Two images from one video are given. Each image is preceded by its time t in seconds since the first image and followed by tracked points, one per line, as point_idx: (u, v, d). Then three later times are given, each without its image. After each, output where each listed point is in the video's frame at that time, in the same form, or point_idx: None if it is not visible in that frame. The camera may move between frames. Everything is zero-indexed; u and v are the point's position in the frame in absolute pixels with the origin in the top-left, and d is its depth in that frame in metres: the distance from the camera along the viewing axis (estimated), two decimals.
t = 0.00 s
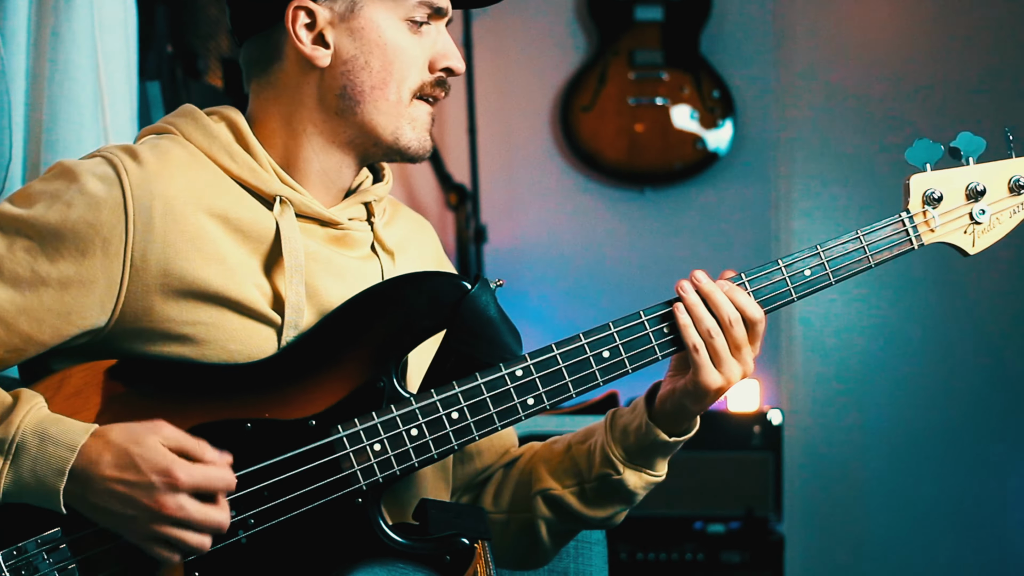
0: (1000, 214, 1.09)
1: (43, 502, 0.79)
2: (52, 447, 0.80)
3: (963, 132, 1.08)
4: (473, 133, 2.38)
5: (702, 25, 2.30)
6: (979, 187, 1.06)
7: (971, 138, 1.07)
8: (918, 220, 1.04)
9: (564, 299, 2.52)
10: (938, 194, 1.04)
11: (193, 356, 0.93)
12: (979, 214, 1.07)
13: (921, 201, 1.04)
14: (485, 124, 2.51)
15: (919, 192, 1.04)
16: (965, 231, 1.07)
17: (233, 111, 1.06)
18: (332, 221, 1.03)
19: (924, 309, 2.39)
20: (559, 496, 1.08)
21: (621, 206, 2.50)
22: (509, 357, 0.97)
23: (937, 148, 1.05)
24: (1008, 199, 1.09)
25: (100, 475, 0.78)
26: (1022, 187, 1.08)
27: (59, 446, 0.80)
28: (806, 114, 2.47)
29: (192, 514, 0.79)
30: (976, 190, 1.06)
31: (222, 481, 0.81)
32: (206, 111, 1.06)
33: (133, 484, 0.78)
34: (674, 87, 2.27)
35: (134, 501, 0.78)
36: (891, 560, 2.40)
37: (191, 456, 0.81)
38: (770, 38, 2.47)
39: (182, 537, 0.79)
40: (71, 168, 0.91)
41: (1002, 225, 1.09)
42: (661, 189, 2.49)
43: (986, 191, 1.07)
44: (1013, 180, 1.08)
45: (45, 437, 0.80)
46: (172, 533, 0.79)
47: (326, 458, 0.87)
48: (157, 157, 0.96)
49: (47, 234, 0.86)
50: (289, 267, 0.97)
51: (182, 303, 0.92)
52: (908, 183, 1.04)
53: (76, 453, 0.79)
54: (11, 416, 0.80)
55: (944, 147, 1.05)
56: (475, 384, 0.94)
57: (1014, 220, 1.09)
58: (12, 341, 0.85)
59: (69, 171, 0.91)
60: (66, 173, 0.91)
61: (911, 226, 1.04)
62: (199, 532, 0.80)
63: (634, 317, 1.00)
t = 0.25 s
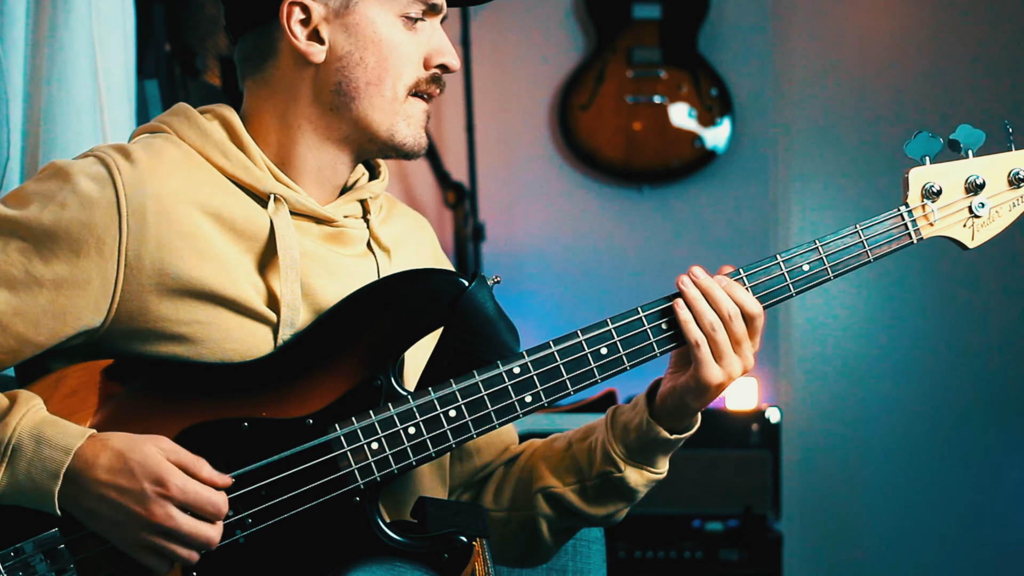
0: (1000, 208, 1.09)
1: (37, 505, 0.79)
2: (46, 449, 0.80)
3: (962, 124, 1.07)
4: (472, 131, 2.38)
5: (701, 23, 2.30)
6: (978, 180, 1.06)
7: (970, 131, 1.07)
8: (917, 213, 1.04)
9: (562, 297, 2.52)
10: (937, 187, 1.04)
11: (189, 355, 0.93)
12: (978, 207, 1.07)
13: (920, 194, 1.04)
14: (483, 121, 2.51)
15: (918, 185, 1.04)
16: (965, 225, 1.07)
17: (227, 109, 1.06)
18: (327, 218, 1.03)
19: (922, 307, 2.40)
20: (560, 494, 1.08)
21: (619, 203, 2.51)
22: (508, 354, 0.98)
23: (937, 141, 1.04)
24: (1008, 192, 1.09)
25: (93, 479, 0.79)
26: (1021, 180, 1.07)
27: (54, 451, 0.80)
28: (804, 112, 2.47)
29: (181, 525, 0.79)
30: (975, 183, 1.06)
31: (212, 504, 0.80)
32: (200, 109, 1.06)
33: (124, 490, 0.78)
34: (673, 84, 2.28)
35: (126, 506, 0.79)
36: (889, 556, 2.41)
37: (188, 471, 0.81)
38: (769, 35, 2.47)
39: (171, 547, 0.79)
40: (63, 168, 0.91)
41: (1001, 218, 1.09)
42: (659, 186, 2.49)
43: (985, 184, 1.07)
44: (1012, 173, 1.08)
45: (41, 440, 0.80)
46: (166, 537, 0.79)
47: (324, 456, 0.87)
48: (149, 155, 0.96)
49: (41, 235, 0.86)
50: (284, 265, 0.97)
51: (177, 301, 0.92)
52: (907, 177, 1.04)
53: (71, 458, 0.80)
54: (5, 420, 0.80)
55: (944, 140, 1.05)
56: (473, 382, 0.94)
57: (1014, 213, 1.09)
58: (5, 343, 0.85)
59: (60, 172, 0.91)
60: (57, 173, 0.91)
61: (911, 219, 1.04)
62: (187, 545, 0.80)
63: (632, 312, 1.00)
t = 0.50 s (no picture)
0: (1003, 205, 1.09)
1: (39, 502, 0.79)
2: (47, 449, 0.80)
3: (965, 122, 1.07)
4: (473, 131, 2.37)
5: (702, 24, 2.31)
6: (981, 177, 1.06)
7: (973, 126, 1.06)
8: (921, 212, 1.04)
9: (563, 297, 2.53)
10: (940, 184, 1.04)
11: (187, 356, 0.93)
12: (981, 204, 1.07)
13: (924, 191, 1.05)
14: (483, 122, 2.51)
15: (921, 183, 1.05)
16: (968, 222, 1.07)
17: (220, 109, 1.05)
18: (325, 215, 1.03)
19: (923, 307, 2.39)
20: (625, 463, 1.05)
21: (620, 203, 2.51)
22: (509, 353, 0.98)
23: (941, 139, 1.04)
24: (1011, 189, 1.09)
25: (90, 480, 0.78)
26: None
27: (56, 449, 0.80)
28: (806, 113, 2.47)
29: (169, 535, 0.78)
30: (978, 181, 1.06)
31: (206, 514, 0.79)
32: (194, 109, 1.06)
33: (119, 493, 0.78)
34: (674, 85, 2.28)
35: (119, 509, 0.78)
36: (890, 557, 2.40)
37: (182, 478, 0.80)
38: (769, 36, 2.48)
39: (154, 558, 0.78)
40: (57, 168, 0.91)
41: (1004, 216, 1.09)
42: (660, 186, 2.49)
43: (989, 182, 1.07)
44: (1016, 170, 1.08)
45: (44, 437, 0.81)
46: (149, 547, 0.78)
47: (327, 456, 0.87)
48: (144, 153, 0.96)
49: (35, 235, 0.86)
50: (280, 265, 0.97)
51: (175, 300, 0.92)
52: (911, 174, 1.04)
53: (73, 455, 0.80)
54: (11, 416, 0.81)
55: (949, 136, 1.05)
56: (476, 380, 0.94)
57: (1016, 212, 1.09)
58: (6, 344, 0.85)
59: (53, 172, 0.91)
60: (51, 173, 0.91)
61: (914, 218, 1.04)
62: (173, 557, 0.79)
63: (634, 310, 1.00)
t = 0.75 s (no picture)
0: (1006, 201, 1.08)
1: (35, 509, 0.79)
2: (42, 451, 0.80)
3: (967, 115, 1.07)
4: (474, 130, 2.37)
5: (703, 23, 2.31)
6: (984, 173, 1.06)
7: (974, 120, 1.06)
8: (922, 209, 1.04)
9: (563, 296, 2.52)
10: (943, 180, 1.04)
11: (191, 355, 0.93)
12: (984, 201, 1.07)
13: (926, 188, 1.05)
14: (484, 121, 2.51)
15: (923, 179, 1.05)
16: (970, 219, 1.07)
17: (222, 108, 1.05)
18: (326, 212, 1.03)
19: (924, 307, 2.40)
20: (622, 463, 1.05)
21: (621, 202, 2.51)
22: (512, 352, 0.99)
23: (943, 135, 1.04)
24: (1014, 185, 1.08)
25: (99, 481, 0.79)
26: None
27: (50, 454, 0.80)
28: (808, 112, 2.47)
29: (191, 519, 0.79)
30: (981, 177, 1.06)
31: (222, 489, 0.81)
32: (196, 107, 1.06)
33: (128, 489, 0.79)
34: (675, 84, 2.27)
35: (134, 506, 0.79)
36: (891, 556, 2.40)
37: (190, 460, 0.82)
38: (771, 34, 2.47)
39: (180, 540, 0.79)
40: (59, 168, 0.91)
41: (1007, 213, 1.08)
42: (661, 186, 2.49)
43: (991, 178, 1.07)
44: (1018, 166, 1.07)
45: (37, 443, 0.80)
46: (169, 540, 0.79)
47: (326, 457, 0.87)
48: (145, 153, 0.96)
49: (39, 236, 0.87)
50: (282, 264, 0.97)
51: (176, 300, 0.92)
52: (913, 169, 1.05)
53: (65, 463, 0.79)
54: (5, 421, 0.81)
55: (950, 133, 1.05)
56: (475, 381, 0.94)
57: (1019, 208, 1.09)
58: (8, 346, 0.85)
59: (56, 172, 0.91)
60: (54, 174, 0.91)
61: (916, 214, 1.04)
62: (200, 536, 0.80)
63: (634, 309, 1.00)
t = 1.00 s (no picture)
0: (1002, 198, 1.08)
1: (31, 513, 0.79)
2: (37, 458, 0.80)
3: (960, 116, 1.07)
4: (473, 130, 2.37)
5: (702, 22, 2.31)
6: (979, 170, 1.06)
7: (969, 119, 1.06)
8: (918, 205, 1.04)
9: (564, 295, 2.52)
10: (937, 177, 1.04)
11: (190, 355, 0.94)
12: (979, 198, 1.07)
13: (921, 185, 1.05)
14: (484, 120, 2.51)
15: (918, 176, 1.05)
16: (965, 216, 1.07)
17: (218, 107, 1.05)
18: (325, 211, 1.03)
19: (923, 305, 2.40)
20: (620, 463, 1.05)
21: (620, 201, 2.51)
22: (510, 350, 0.99)
23: (939, 133, 1.04)
24: (1009, 182, 1.08)
25: (89, 484, 0.78)
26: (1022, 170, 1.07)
27: (46, 461, 0.80)
28: (807, 111, 2.47)
29: (176, 534, 0.78)
30: (976, 174, 1.06)
31: (211, 507, 0.80)
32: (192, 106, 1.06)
33: (121, 496, 0.78)
34: (674, 83, 2.27)
35: (122, 515, 0.78)
36: (892, 554, 2.40)
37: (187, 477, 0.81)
38: (770, 33, 2.47)
39: (165, 556, 0.78)
40: (56, 169, 0.91)
41: (1003, 209, 1.08)
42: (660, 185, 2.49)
43: (986, 175, 1.07)
44: (1013, 163, 1.07)
45: (34, 449, 0.80)
46: (161, 547, 0.79)
47: (324, 457, 0.87)
48: (142, 153, 0.96)
49: (36, 237, 0.87)
50: (280, 263, 0.97)
51: (174, 301, 0.92)
52: (908, 168, 1.04)
53: (63, 467, 0.79)
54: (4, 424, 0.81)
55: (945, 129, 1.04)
56: (474, 380, 0.94)
57: (1015, 204, 1.08)
58: (5, 346, 0.85)
59: (52, 172, 0.91)
60: (51, 175, 0.91)
61: (911, 211, 1.04)
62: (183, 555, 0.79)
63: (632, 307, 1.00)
